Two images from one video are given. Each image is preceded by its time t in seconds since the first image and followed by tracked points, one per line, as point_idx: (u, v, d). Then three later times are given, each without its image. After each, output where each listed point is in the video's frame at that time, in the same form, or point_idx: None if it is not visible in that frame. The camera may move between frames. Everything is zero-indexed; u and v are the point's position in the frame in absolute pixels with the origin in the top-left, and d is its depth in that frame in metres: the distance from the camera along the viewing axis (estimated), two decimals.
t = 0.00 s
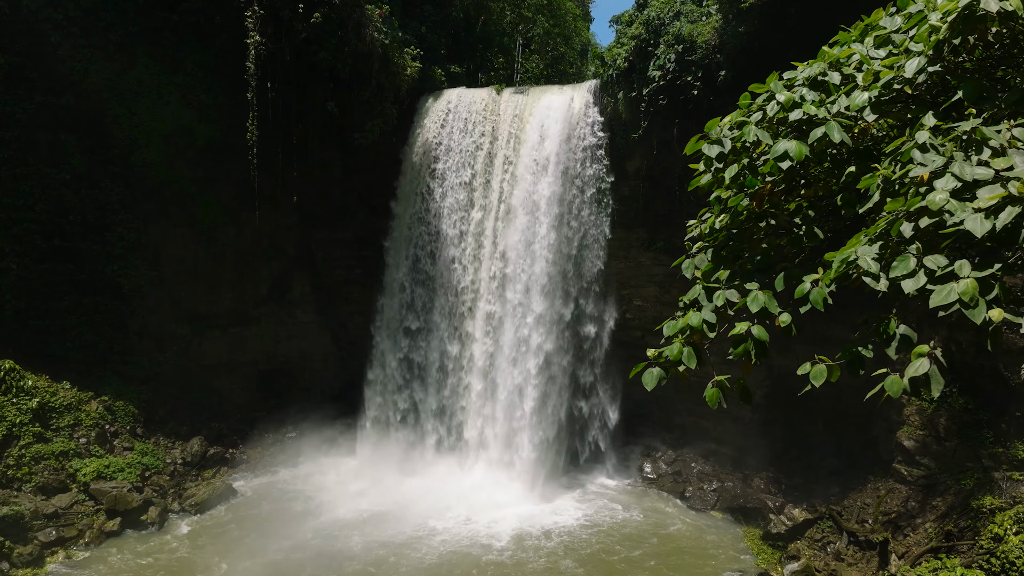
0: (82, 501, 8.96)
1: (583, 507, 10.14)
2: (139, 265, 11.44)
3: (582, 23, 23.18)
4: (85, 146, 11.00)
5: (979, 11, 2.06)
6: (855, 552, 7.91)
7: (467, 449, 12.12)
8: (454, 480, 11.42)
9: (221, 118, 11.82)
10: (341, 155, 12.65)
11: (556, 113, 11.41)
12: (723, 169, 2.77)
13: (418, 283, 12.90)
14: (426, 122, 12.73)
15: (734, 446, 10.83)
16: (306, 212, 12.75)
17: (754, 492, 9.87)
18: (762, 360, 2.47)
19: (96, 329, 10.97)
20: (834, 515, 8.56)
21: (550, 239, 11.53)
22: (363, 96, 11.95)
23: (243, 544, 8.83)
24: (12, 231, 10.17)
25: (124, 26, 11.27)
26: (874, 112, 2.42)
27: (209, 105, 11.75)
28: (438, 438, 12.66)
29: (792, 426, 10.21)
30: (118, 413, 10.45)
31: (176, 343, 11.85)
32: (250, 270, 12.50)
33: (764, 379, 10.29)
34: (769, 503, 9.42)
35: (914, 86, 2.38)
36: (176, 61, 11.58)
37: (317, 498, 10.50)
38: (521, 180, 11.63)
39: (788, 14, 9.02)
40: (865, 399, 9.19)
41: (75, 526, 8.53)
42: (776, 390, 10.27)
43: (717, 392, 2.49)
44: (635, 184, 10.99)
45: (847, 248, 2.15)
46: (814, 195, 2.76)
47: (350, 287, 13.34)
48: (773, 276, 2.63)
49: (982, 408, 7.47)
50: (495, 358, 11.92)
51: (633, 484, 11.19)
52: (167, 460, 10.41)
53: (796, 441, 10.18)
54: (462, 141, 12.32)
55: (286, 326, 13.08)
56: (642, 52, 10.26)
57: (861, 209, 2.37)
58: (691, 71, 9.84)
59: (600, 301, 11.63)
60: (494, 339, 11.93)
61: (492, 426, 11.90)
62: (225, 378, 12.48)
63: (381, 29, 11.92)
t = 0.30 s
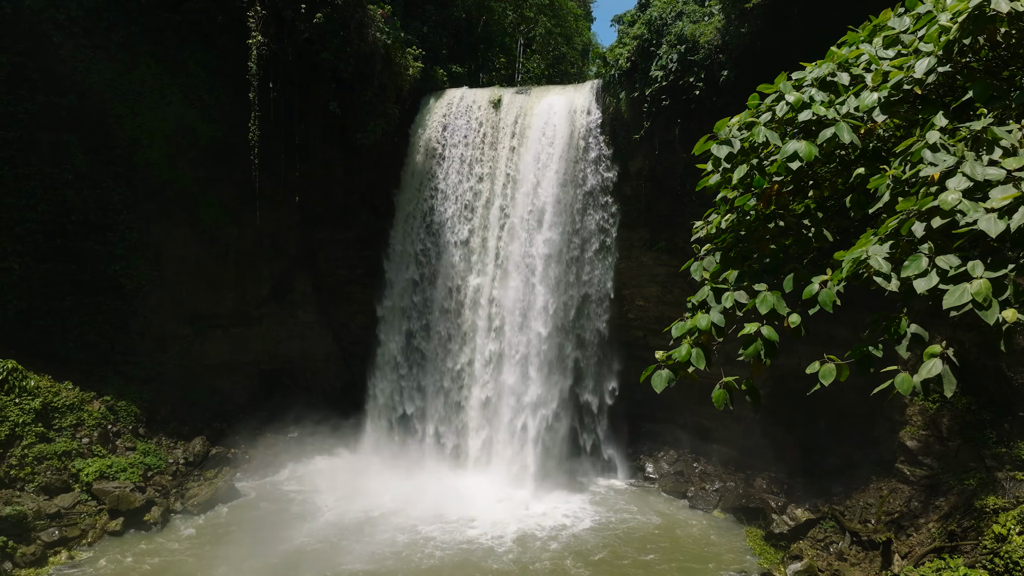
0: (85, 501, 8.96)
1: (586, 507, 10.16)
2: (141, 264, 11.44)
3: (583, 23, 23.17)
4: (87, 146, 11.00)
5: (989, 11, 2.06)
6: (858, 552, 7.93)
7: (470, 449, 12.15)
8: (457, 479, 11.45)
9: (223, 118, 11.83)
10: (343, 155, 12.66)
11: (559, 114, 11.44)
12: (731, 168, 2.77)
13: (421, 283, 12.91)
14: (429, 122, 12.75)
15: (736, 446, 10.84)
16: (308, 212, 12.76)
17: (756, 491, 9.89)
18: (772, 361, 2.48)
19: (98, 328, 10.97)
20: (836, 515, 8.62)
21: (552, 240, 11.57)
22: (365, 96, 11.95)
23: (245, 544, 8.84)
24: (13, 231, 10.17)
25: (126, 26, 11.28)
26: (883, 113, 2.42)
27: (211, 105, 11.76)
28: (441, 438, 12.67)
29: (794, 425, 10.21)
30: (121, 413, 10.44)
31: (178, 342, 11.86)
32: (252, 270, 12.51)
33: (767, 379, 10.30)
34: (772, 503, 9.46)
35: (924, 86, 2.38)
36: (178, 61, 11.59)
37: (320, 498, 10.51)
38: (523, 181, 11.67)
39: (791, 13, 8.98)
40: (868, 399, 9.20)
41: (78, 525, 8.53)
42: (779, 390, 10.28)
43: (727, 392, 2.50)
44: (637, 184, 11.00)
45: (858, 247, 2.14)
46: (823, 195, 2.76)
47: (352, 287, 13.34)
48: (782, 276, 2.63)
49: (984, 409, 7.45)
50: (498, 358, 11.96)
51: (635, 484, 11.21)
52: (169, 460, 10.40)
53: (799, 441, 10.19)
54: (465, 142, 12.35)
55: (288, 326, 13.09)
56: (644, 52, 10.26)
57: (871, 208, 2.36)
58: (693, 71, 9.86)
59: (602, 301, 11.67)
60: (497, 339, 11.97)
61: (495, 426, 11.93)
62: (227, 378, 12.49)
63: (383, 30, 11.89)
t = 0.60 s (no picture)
0: (87, 501, 8.95)
1: (589, 508, 10.14)
2: (143, 264, 11.45)
3: (584, 23, 23.20)
4: (88, 147, 11.01)
5: (999, 12, 2.07)
6: (861, 552, 7.93)
7: (472, 449, 12.10)
8: (459, 480, 11.40)
9: (224, 119, 11.83)
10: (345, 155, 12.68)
11: (560, 113, 11.36)
12: (738, 168, 2.78)
13: (422, 283, 12.85)
14: (430, 122, 12.72)
15: (738, 445, 10.83)
16: (309, 212, 12.77)
17: (758, 491, 9.91)
18: (779, 361, 2.48)
19: (100, 329, 10.98)
20: (839, 515, 8.61)
21: (554, 240, 11.46)
22: (366, 96, 11.95)
23: (247, 544, 8.83)
24: (15, 231, 10.17)
25: (127, 26, 11.28)
26: (892, 113, 2.42)
27: (213, 105, 11.76)
28: (443, 438, 12.61)
29: (796, 425, 10.21)
30: (122, 413, 10.44)
31: (179, 342, 11.87)
32: (253, 269, 12.52)
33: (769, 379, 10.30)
34: (773, 503, 9.42)
35: (933, 86, 2.38)
36: (180, 61, 11.58)
37: (322, 498, 10.50)
38: (525, 180, 11.56)
39: (793, 12, 8.96)
40: (870, 399, 9.18)
41: (80, 525, 8.53)
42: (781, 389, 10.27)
43: (733, 393, 2.50)
44: (639, 184, 11.01)
45: (868, 246, 2.14)
46: (830, 196, 2.76)
47: (354, 286, 13.33)
48: (790, 276, 2.64)
49: (987, 409, 7.44)
50: (501, 359, 11.90)
51: (637, 484, 11.19)
52: (171, 460, 10.40)
53: (801, 441, 10.19)
54: (466, 144, 12.29)
55: (290, 326, 13.09)
56: (646, 52, 10.25)
57: (880, 207, 2.35)
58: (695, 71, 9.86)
59: (604, 300, 11.62)
60: (499, 339, 11.91)
61: (498, 427, 11.88)
62: (228, 378, 12.50)
63: (384, 30, 11.88)
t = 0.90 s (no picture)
0: (89, 501, 8.95)
1: (591, 508, 10.13)
2: (144, 264, 11.45)
3: (585, 24, 23.20)
4: (90, 147, 11.00)
5: (1008, 12, 2.06)
6: (864, 552, 7.95)
7: (474, 450, 12.09)
8: (461, 480, 11.39)
9: (226, 119, 11.84)
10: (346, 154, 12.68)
11: (562, 114, 11.47)
12: (745, 169, 2.78)
13: (424, 283, 12.85)
14: (432, 122, 12.72)
15: (740, 445, 10.83)
16: (311, 212, 12.78)
17: (760, 491, 9.80)
18: (785, 360, 2.48)
19: (102, 328, 10.98)
20: (841, 514, 8.62)
21: (556, 239, 11.52)
22: (368, 96, 11.94)
23: (248, 544, 8.82)
24: (17, 231, 10.15)
25: (129, 26, 11.28)
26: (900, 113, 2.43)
27: (215, 105, 11.76)
28: (444, 439, 12.59)
29: (798, 425, 10.21)
30: (124, 413, 10.44)
31: (181, 342, 11.88)
32: (255, 269, 12.53)
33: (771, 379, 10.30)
34: (775, 502, 9.33)
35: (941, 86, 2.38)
36: (181, 61, 11.58)
37: (324, 498, 10.49)
38: (527, 180, 11.64)
39: (795, 12, 9.03)
40: (873, 399, 9.18)
41: (82, 525, 8.53)
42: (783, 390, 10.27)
43: (741, 392, 2.50)
44: (641, 184, 11.01)
45: (877, 245, 2.14)
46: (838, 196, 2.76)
47: (355, 287, 13.33)
48: (797, 276, 2.63)
49: (989, 409, 7.43)
50: (503, 358, 11.93)
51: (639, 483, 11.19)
52: (173, 460, 10.41)
53: (803, 441, 10.18)
54: (465, 162, 12.33)
55: (291, 326, 13.10)
56: (647, 52, 10.24)
57: (889, 207, 2.35)
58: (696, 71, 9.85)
59: (606, 300, 11.67)
60: (501, 339, 11.93)
61: (500, 426, 11.89)
62: (230, 378, 12.51)
63: (386, 30, 11.85)
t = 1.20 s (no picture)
0: (91, 501, 8.93)
1: (593, 508, 10.12)
2: (146, 264, 11.45)
3: (587, 23, 23.21)
4: (91, 147, 11.00)
5: (1019, 10, 2.05)
6: (866, 552, 7.95)
7: (476, 449, 12.09)
8: (464, 480, 11.39)
9: (227, 119, 11.84)
10: (348, 154, 12.68)
11: (563, 113, 11.41)
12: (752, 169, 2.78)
13: (426, 284, 12.83)
14: (433, 121, 12.68)
15: (741, 445, 10.85)
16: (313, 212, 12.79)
17: (762, 491, 9.92)
18: (792, 359, 2.48)
19: (103, 328, 10.97)
20: (843, 514, 8.62)
21: (558, 239, 11.50)
22: (369, 96, 11.94)
23: (252, 544, 8.83)
24: (18, 230, 10.13)
25: (131, 26, 11.27)
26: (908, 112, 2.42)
27: (216, 105, 11.77)
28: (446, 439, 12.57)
29: (799, 425, 10.22)
30: (126, 413, 10.44)
31: (183, 342, 11.89)
32: (256, 269, 12.54)
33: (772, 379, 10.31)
34: (777, 502, 9.46)
35: (950, 84, 2.37)
36: (183, 61, 11.57)
37: (326, 498, 10.49)
38: (529, 180, 11.60)
39: (798, 12, 8.94)
40: (874, 399, 9.18)
41: (84, 525, 8.52)
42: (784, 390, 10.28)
43: (748, 391, 2.50)
44: (642, 184, 11.01)
45: (887, 245, 2.14)
46: (845, 195, 2.77)
47: (356, 286, 13.33)
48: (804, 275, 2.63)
49: (992, 409, 7.40)
50: (505, 358, 11.92)
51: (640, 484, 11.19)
52: (175, 460, 10.41)
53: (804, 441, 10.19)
54: (465, 172, 12.30)
55: (293, 326, 13.11)
56: (649, 52, 10.24)
57: (896, 206, 2.36)
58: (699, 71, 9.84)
59: (608, 300, 11.65)
60: (504, 339, 11.92)
61: (502, 426, 11.89)
62: (231, 378, 12.52)
63: (388, 30, 11.84)
